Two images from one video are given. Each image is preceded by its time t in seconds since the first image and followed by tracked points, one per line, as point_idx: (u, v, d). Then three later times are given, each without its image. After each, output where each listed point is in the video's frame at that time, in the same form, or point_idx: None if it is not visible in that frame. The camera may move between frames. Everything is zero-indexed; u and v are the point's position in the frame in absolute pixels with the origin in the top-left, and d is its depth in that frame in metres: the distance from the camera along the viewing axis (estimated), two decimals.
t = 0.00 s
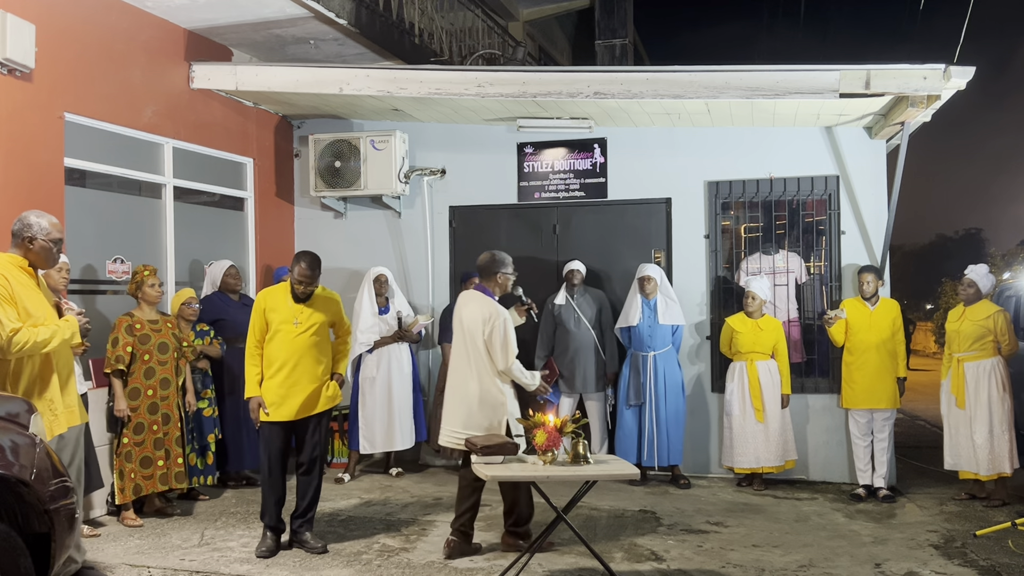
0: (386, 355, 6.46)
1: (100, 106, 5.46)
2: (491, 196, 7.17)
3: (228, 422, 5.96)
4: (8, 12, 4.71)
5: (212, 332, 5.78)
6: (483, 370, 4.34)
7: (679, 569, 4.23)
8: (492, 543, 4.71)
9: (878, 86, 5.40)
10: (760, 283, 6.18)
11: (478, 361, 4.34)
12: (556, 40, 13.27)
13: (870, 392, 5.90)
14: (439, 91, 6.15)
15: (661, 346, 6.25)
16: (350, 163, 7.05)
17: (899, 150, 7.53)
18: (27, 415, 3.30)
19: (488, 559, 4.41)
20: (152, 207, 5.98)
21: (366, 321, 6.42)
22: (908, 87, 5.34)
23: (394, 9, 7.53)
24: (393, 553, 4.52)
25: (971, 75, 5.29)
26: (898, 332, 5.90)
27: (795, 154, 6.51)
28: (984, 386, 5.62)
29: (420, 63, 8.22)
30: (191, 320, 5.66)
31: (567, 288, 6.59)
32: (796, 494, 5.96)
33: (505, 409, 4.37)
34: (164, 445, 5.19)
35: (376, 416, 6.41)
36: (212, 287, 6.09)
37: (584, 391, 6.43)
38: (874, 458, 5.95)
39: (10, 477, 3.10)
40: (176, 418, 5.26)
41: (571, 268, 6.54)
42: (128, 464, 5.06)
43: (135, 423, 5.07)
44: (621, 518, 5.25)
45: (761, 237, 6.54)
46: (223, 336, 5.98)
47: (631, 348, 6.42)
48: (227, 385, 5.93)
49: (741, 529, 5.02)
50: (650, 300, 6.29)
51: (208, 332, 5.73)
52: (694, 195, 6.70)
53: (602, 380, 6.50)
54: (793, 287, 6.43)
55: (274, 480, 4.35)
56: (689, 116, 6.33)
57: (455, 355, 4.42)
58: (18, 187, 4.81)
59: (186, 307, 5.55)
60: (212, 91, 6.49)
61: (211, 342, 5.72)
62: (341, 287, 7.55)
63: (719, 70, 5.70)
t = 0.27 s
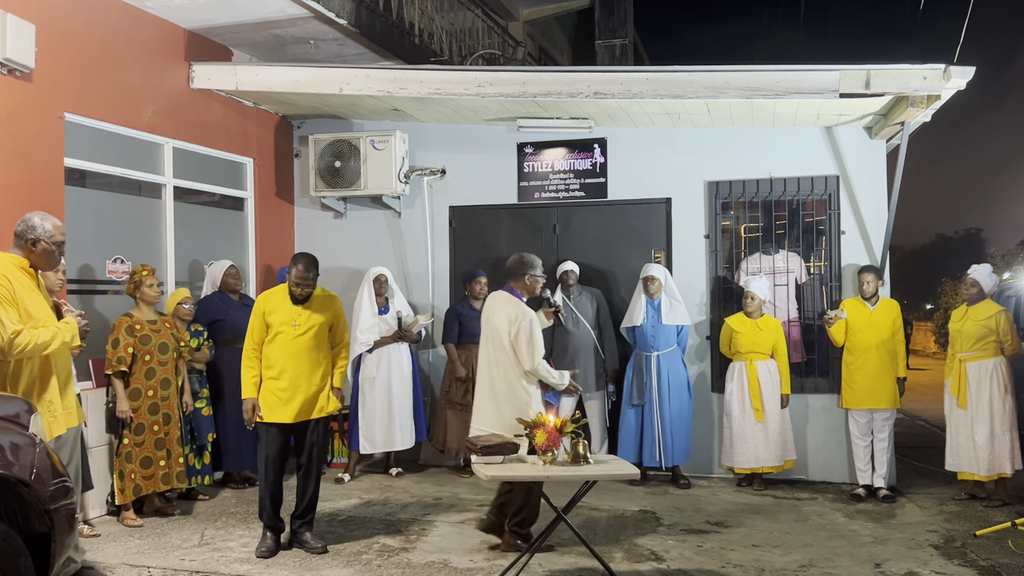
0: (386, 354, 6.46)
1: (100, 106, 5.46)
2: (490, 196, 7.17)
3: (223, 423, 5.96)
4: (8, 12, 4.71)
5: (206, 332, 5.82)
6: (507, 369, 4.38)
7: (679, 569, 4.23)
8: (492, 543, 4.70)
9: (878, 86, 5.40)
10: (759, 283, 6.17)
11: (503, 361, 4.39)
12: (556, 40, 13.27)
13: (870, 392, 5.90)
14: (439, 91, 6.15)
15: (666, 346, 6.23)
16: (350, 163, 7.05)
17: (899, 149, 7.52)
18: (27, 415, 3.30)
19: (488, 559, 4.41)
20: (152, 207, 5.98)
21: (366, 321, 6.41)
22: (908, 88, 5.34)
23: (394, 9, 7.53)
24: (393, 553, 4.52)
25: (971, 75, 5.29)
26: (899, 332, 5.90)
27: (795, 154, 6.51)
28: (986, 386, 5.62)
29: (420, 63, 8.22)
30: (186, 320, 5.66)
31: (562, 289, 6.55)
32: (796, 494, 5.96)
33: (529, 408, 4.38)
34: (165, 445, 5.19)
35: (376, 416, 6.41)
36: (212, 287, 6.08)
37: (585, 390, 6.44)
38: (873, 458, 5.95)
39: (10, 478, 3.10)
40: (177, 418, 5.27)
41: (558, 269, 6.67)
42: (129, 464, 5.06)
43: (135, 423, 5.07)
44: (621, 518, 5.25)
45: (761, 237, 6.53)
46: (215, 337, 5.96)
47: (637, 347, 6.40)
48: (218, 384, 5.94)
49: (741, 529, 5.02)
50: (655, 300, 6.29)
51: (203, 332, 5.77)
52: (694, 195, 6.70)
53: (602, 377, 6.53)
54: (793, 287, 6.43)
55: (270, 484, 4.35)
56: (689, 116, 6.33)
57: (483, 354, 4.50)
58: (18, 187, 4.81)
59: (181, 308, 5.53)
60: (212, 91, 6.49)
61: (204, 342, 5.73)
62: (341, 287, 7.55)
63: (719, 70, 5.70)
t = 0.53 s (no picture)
0: (386, 354, 6.46)
1: (100, 106, 5.46)
2: (490, 196, 7.17)
3: (217, 422, 5.95)
4: (8, 12, 4.71)
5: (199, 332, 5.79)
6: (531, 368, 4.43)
7: (679, 569, 4.23)
8: (492, 543, 4.71)
9: (878, 86, 5.40)
10: (758, 283, 6.17)
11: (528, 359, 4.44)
12: (556, 40, 13.27)
13: (869, 392, 5.90)
14: (439, 91, 6.15)
15: (668, 346, 6.23)
16: (350, 163, 7.05)
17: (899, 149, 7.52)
18: (27, 415, 3.30)
19: (488, 559, 4.41)
20: (152, 207, 5.98)
21: (366, 321, 6.42)
22: (908, 88, 5.34)
23: (394, 9, 7.53)
24: (393, 553, 4.52)
25: (971, 75, 5.29)
26: (898, 332, 5.90)
27: (795, 155, 6.51)
28: (988, 386, 5.62)
29: (420, 63, 8.22)
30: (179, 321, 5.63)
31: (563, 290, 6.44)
32: (796, 494, 5.96)
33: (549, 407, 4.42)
34: (165, 445, 5.20)
35: (376, 415, 6.42)
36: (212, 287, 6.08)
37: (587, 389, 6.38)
38: (873, 458, 5.95)
39: (10, 477, 3.10)
40: (176, 418, 5.27)
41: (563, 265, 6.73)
42: (128, 465, 5.07)
43: (135, 424, 5.07)
44: (621, 518, 5.25)
45: (761, 237, 6.53)
46: (214, 338, 5.97)
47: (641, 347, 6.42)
48: (212, 388, 5.95)
49: (741, 529, 5.02)
50: (658, 300, 6.29)
51: (196, 332, 5.73)
52: (694, 195, 6.70)
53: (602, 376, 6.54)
54: (793, 287, 6.43)
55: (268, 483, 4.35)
56: (689, 116, 6.33)
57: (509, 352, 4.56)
58: (19, 187, 4.81)
59: (175, 308, 5.50)
60: (212, 91, 6.49)
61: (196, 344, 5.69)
62: (342, 287, 7.55)
63: (719, 70, 5.70)
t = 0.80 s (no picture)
0: (386, 354, 6.46)
1: (100, 106, 5.46)
2: (490, 196, 7.18)
3: (212, 424, 5.97)
4: (8, 12, 4.71)
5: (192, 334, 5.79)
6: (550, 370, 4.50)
7: (679, 569, 4.23)
8: (492, 542, 4.71)
9: (878, 86, 5.40)
10: (758, 283, 6.17)
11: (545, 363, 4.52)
12: (556, 40, 13.28)
13: (869, 392, 5.90)
14: (439, 91, 6.15)
15: (668, 346, 6.22)
16: (350, 163, 7.05)
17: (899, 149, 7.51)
18: (27, 415, 3.30)
19: (488, 559, 4.41)
20: (152, 207, 5.98)
21: (366, 321, 6.43)
22: (908, 88, 5.34)
23: (394, 9, 7.53)
24: (393, 553, 4.52)
25: (971, 75, 5.29)
26: (898, 334, 5.90)
27: (795, 155, 6.51)
28: (989, 387, 5.62)
29: (420, 63, 8.22)
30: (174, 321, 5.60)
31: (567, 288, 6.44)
32: (796, 494, 5.96)
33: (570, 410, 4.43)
34: (164, 445, 5.20)
35: (376, 416, 6.42)
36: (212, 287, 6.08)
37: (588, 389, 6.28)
38: (873, 458, 5.95)
39: (11, 477, 3.10)
40: (173, 418, 5.29)
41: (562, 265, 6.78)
42: (128, 466, 5.05)
43: (135, 425, 5.05)
44: (621, 518, 5.25)
45: (761, 237, 6.53)
46: (212, 338, 5.98)
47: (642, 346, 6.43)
48: (208, 394, 5.97)
49: (741, 529, 5.02)
50: (658, 300, 6.29)
51: (190, 333, 5.73)
52: (694, 195, 6.70)
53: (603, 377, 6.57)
54: (793, 287, 6.43)
55: (263, 480, 4.35)
56: (689, 116, 6.33)
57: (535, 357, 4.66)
58: (19, 187, 4.81)
59: (169, 308, 5.45)
60: (212, 91, 6.49)
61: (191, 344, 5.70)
62: (342, 287, 7.54)
63: (720, 70, 5.70)
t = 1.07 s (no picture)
0: (386, 354, 6.46)
1: (100, 106, 5.46)
2: (491, 196, 7.18)
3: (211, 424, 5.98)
4: (8, 12, 4.71)
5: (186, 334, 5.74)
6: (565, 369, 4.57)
7: (679, 569, 4.23)
8: (492, 542, 4.71)
9: (878, 86, 5.40)
10: (759, 283, 6.17)
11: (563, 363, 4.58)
12: (555, 40, 13.28)
13: (869, 392, 5.90)
14: (439, 91, 6.15)
15: (666, 346, 6.22)
16: (350, 163, 7.05)
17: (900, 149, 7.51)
18: (27, 415, 3.30)
19: (488, 559, 4.41)
20: (152, 207, 5.98)
21: (366, 321, 6.43)
22: (908, 88, 5.34)
23: (394, 9, 7.53)
24: (392, 553, 4.52)
25: (971, 75, 5.29)
26: (899, 331, 5.91)
27: (795, 154, 6.51)
28: (989, 387, 5.62)
29: (420, 63, 8.22)
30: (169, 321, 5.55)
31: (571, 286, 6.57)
32: (796, 494, 5.96)
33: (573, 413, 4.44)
34: (163, 446, 5.21)
35: (376, 415, 6.42)
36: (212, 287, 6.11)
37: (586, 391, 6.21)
38: (873, 458, 5.95)
39: (11, 478, 3.10)
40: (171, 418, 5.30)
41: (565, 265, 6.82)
42: (127, 467, 5.05)
43: (134, 425, 5.06)
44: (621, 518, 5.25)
45: (761, 237, 6.53)
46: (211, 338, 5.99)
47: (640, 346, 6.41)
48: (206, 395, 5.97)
49: (741, 529, 5.02)
50: (656, 300, 6.27)
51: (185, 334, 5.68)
52: (694, 195, 6.70)
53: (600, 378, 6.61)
54: (793, 287, 6.42)
55: (259, 480, 4.34)
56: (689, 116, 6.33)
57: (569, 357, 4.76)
58: (19, 187, 4.81)
59: (165, 309, 5.43)
60: (212, 91, 6.49)
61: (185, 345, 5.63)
62: (342, 286, 7.55)
63: (720, 70, 5.70)
